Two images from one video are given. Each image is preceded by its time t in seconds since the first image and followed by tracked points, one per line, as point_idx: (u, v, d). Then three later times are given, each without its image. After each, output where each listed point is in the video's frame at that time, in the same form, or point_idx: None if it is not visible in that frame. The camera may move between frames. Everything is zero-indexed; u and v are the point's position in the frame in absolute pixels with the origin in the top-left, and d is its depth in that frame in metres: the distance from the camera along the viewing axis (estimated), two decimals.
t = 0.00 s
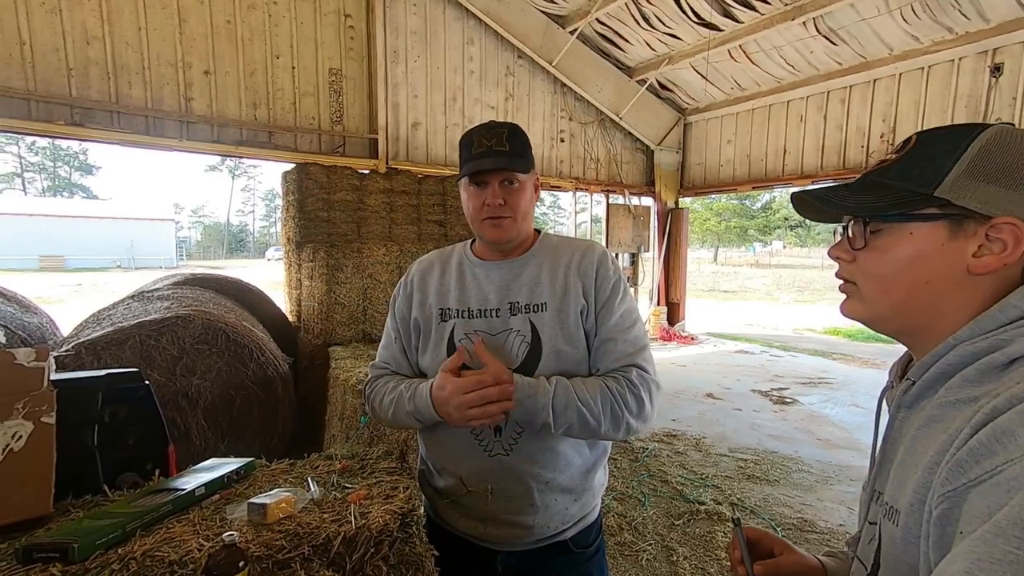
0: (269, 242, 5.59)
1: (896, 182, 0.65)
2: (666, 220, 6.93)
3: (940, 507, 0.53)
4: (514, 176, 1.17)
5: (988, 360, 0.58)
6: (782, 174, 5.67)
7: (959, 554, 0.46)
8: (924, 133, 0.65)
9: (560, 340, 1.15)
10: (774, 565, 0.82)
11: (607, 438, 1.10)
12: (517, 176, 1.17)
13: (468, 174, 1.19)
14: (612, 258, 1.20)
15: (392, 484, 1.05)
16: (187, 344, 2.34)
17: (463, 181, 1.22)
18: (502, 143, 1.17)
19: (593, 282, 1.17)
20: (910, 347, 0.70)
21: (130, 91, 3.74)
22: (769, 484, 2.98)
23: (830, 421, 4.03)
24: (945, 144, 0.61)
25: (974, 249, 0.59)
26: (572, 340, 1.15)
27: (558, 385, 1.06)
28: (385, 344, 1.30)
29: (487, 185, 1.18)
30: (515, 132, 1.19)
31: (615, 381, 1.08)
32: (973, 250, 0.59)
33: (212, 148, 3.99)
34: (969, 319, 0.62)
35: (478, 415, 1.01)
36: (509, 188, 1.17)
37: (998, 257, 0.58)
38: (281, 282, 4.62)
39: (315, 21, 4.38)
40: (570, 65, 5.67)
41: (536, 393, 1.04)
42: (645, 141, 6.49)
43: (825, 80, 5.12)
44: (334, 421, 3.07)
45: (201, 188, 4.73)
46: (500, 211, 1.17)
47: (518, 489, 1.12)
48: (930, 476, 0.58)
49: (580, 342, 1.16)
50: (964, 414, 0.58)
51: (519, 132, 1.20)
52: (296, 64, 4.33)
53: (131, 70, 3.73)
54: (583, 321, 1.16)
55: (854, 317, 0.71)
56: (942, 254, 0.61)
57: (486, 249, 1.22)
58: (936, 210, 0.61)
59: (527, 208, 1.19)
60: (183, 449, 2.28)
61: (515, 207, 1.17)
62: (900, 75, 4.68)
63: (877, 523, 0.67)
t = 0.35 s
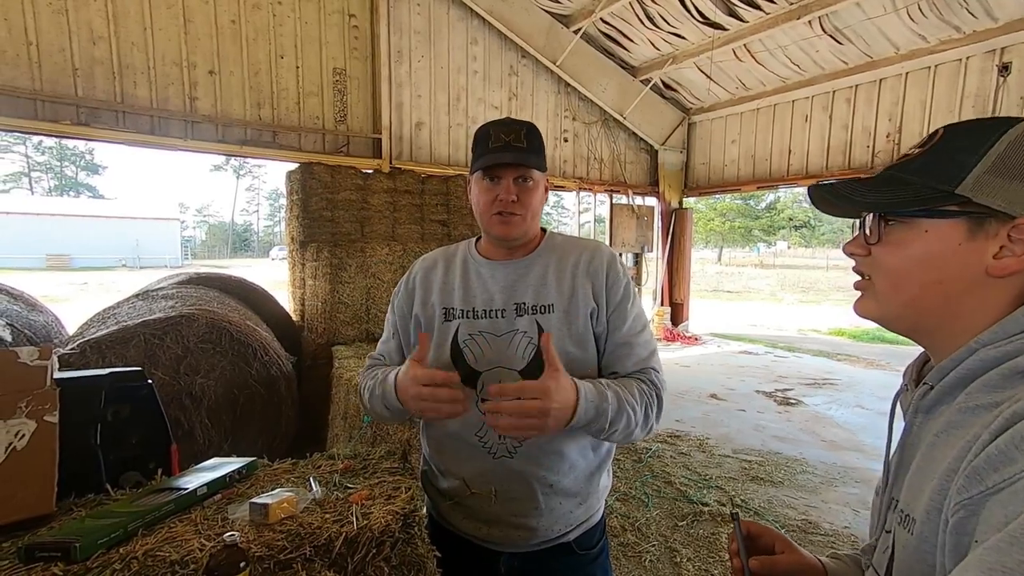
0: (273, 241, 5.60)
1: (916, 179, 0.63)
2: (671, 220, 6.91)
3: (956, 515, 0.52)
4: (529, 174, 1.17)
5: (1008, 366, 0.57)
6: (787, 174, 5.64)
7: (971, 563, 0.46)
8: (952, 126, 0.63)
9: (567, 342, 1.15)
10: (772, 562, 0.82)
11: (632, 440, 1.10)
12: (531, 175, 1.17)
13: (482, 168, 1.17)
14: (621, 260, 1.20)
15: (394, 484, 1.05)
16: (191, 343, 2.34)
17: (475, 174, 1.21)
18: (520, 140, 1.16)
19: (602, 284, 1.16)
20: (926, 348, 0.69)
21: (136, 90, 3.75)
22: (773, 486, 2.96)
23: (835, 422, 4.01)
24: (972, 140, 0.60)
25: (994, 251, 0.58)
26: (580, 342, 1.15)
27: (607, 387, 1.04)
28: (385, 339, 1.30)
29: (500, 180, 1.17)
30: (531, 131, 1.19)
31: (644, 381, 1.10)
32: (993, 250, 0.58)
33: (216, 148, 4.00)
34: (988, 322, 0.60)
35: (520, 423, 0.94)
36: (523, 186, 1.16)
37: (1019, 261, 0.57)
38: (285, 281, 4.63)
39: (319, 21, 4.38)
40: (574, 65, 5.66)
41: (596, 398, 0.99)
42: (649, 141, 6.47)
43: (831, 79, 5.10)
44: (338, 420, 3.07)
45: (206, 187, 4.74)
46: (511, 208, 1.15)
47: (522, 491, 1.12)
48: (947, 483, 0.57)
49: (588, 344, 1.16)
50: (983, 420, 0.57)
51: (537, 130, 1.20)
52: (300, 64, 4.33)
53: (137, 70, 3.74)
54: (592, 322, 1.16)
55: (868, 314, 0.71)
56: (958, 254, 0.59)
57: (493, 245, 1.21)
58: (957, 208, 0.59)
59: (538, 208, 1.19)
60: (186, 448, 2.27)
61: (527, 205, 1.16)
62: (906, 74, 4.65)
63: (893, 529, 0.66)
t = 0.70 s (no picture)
0: (275, 239, 5.58)
1: (950, 169, 0.61)
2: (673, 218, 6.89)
3: (985, 525, 0.52)
4: (539, 170, 1.16)
5: None
6: (789, 171, 5.63)
7: None
8: (986, 112, 0.61)
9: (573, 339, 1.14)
10: None
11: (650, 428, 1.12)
12: (540, 170, 1.16)
13: (490, 162, 1.17)
14: (629, 259, 1.20)
15: (397, 483, 1.05)
16: (193, 341, 2.34)
17: (483, 169, 1.20)
18: (528, 135, 1.15)
19: (610, 282, 1.16)
20: (946, 346, 0.67)
21: (138, 88, 3.74)
22: (776, 483, 2.96)
23: (837, 420, 4.00)
24: (1011, 127, 0.58)
25: None
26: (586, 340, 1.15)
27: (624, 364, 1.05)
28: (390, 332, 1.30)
29: (509, 175, 1.16)
30: (541, 126, 1.18)
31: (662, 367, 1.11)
32: None
33: (218, 146, 4.00)
34: (1017, 322, 0.58)
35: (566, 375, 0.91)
36: (531, 182, 1.16)
37: None
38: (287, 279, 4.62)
39: (320, 18, 4.37)
40: (576, 62, 5.65)
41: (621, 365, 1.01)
42: (651, 138, 6.45)
43: (834, 76, 5.08)
44: (339, 417, 3.07)
45: (207, 186, 4.74)
46: (519, 203, 1.15)
47: (524, 488, 1.12)
48: (972, 490, 0.56)
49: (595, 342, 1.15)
50: (1008, 422, 0.56)
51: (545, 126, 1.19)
52: (301, 61, 4.32)
53: (138, 67, 3.74)
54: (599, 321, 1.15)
55: (888, 312, 0.69)
56: (994, 249, 0.57)
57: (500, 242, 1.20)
58: (993, 201, 0.57)
59: (546, 205, 1.18)
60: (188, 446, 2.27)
61: (535, 201, 1.16)
62: (910, 70, 4.63)
63: (910, 534, 0.65)
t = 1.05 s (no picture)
0: (276, 236, 5.57)
1: (986, 154, 0.55)
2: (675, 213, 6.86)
3: None
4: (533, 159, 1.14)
5: None
6: (792, 166, 5.60)
7: None
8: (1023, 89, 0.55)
9: (576, 338, 1.09)
10: None
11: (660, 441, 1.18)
12: (533, 160, 1.14)
13: (484, 155, 1.15)
14: (635, 254, 1.15)
15: (398, 481, 1.04)
16: (194, 338, 2.33)
17: (477, 163, 1.19)
18: (520, 124, 1.14)
19: (615, 278, 1.11)
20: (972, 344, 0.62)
21: (138, 84, 3.73)
22: (779, 479, 2.95)
23: (840, 415, 3.99)
24: None
25: None
26: (591, 338, 1.10)
27: (626, 467, 1.08)
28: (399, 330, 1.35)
29: (503, 167, 1.15)
30: (533, 115, 1.16)
31: (667, 405, 1.10)
32: None
33: (219, 142, 3.99)
34: None
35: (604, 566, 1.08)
36: (526, 171, 1.14)
37: None
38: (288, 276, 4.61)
39: (320, 13, 4.35)
40: (576, 56, 5.62)
41: (629, 498, 1.07)
42: (653, 133, 6.42)
43: (837, 69, 5.04)
44: (341, 414, 3.06)
45: (209, 183, 4.73)
46: (515, 195, 1.13)
47: (525, 487, 1.10)
48: (1012, 501, 0.50)
49: (600, 341, 1.11)
50: None
51: (538, 115, 1.18)
52: (301, 57, 4.30)
53: (138, 64, 3.72)
54: (604, 320, 1.11)
55: (910, 310, 0.63)
56: None
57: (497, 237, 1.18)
58: None
59: (543, 195, 1.16)
60: (189, 443, 2.28)
61: (531, 192, 1.13)
62: (914, 63, 4.59)
63: (931, 543, 0.60)
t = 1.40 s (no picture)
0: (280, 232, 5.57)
1: (998, 153, 0.55)
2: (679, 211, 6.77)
3: None
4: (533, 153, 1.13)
5: None
6: (798, 164, 5.58)
7: None
8: None
9: (587, 335, 1.09)
10: None
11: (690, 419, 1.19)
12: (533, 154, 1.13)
13: (484, 155, 1.15)
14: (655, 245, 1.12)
15: (404, 475, 1.04)
16: (199, 332, 2.34)
17: (479, 163, 1.19)
18: (517, 119, 1.13)
19: (630, 272, 1.09)
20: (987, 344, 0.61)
21: (144, 79, 3.74)
22: (782, 478, 2.95)
23: (844, 415, 3.98)
24: None
25: None
26: (602, 334, 1.09)
27: (660, 440, 1.09)
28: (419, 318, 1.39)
29: (504, 165, 1.14)
30: (530, 107, 1.15)
31: (701, 378, 1.11)
32: None
33: (224, 138, 3.99)
34: None
35: (632, 540, 1.10)
36: (528, 166, 1.13)
37: None
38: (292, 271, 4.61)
39: (325, 9, 4.34)
40: (581, 53, 5.60)
41: (661, 471, 1.08)
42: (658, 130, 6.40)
43: (844, 67, 5.01)
44: (345, 410, 3.06)
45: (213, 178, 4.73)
46: (519, 192, 1.12)
47: (531, 482, 1.10)
48: None
49: (612, 337, 1.10)
50: None
51: (535, 106, 1.16)
52: (306, 53, 4.31)
53: (144, 59, 3.73)
54: (617, 314, 1.09)
55: (924, 312, 0.62)
56: None
57: (507, 234, 1.18)
58: None
59: (548, 187, 1.15)
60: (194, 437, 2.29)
61: (536, 187, 1.13)
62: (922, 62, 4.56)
63: (948, 546, 0.60)
